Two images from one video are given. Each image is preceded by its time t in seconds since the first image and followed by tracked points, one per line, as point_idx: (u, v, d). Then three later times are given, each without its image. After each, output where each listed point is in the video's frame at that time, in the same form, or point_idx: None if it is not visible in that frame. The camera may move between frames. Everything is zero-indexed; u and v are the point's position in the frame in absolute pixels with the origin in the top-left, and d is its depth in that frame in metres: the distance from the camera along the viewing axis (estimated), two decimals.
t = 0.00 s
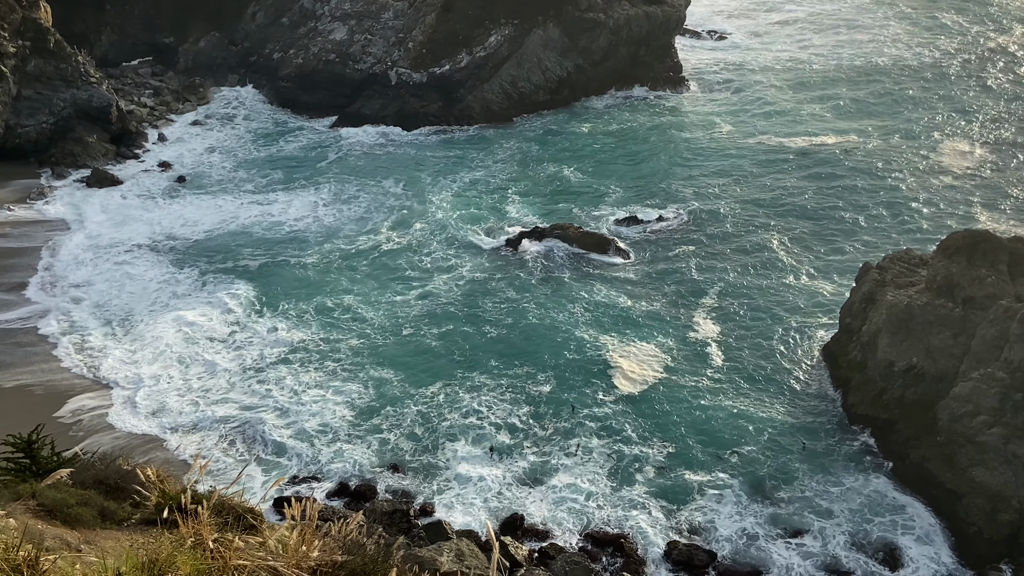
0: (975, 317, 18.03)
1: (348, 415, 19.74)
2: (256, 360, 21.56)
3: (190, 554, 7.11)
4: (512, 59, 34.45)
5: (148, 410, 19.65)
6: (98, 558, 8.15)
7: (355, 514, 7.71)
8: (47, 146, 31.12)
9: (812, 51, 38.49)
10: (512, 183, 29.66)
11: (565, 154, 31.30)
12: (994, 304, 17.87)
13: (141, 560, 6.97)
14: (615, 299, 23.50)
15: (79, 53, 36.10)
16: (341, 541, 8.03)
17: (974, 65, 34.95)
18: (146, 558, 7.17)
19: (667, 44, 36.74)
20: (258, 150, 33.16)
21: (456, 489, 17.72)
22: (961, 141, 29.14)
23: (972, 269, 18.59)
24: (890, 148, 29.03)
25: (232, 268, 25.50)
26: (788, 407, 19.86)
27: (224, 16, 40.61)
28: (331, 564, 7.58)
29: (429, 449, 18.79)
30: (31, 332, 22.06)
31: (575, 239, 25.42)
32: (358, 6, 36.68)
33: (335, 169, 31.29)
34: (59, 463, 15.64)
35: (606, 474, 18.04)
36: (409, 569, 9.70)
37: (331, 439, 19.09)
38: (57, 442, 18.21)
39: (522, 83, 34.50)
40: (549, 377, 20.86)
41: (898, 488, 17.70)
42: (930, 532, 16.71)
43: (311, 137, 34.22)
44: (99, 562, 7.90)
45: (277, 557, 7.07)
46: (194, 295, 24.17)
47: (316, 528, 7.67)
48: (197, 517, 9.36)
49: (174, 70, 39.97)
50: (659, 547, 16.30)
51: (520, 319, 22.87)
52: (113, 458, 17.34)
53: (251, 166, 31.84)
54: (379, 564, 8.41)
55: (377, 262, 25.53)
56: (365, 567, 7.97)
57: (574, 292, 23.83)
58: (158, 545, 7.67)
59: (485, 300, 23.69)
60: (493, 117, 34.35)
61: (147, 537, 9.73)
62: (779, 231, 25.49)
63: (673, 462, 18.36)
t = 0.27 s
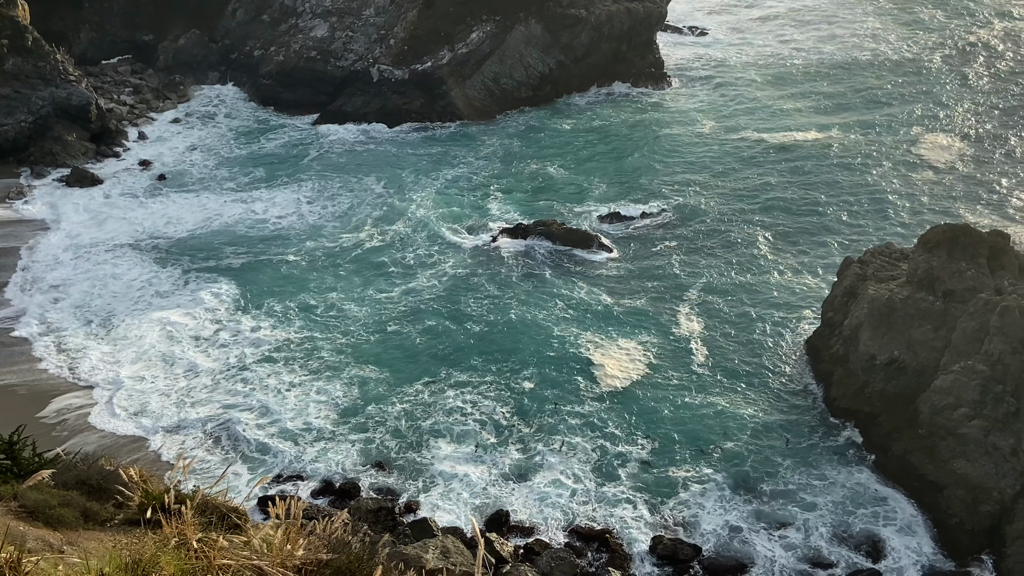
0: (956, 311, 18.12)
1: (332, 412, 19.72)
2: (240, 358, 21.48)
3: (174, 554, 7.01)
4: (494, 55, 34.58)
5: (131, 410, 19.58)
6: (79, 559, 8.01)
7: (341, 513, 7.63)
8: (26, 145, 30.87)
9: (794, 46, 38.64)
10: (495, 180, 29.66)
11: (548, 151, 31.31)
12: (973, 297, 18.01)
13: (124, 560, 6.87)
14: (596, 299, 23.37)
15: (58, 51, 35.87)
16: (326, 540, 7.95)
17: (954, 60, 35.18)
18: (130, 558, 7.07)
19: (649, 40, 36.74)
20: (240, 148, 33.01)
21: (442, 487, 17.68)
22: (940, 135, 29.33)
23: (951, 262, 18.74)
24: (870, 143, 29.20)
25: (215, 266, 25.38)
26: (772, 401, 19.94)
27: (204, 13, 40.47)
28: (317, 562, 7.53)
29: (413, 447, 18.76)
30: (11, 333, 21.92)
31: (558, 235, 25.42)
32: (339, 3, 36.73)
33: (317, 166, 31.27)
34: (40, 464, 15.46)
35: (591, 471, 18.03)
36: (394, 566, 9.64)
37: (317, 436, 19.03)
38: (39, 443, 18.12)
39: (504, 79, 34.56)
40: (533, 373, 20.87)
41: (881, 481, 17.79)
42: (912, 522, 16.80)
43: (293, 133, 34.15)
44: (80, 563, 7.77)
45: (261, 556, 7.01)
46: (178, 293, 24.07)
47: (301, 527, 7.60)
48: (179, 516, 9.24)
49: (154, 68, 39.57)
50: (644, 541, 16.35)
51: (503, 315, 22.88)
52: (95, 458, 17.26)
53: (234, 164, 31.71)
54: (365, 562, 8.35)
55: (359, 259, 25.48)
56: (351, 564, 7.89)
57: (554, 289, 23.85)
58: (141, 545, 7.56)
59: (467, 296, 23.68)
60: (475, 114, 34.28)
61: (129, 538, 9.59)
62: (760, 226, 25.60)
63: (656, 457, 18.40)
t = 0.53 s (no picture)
0: (935, 305, 18.27)
1: (314, 412, 19.66)
2: (221, 359, 21.37)
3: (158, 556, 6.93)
4: (474, 54, 34.45)
5: (111, 411, 19.50)
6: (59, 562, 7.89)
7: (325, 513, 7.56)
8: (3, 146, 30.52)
9: (774, 43, 38.80)
10: (475, 178, 29.65)
11: (528, 149, 31.31)
12: (952, 291, 18.15)
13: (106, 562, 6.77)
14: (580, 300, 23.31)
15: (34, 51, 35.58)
16: (310, 541, 7.87)
17: (932, 56, 35.44)
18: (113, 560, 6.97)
19: (629, 37, 36.83)
20: (220, 148, 32.84)
21: (426, 486, 17.65)
22: (917, 132, 29.53)
23: (930, 257, 18.89)
24: (848, 139, 29.38)
25: (196, 267, 25.24)
26: (752, 398, 20.01)
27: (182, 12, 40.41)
28: (300, 563, 7.46)
29: (397, 446, 18.71)
30: None
31: (540, 233, 25.45)
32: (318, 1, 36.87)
33: (298, 165, 31.20)
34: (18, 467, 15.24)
35: (574, 470, 18.00)
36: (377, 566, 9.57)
37: (300, 437, 18.95)
38: (17, 446, 18.03)
39: (485, 78, 34.44)
40: (515, 371, 20.88)
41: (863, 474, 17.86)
42: (893, 515, 16.87)
43: (273, 132, 34.04)
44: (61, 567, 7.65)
45: (245, 558, 6.94)
46: (159, 293, 23.98)
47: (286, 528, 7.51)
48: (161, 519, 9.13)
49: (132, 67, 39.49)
50: (628, 537, 16.38)
51: (483, 313, 22.89)
52: (75, 460, 17.15)
53: (215, 164, 31.54)
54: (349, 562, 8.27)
55: (340, 259, 25.42)
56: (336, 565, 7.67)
57: (534, 288, 23.84)
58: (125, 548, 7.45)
59: (448, 295, 23.65)
60: (456, 112, 34.09)
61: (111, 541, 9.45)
62: (739, 223, 25.70)
63: (640, 454, 18.45)
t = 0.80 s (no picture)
0: (913, 302, 18.40)
1: (292, 415, 19.59)
2: (201, 363, 21.23)
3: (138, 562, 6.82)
4: (453, 55, 34.46)
5: (90, 417, 19.36)
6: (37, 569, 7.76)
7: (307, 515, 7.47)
8: None
9: (752, 42, 39.03)
10: (455, 179, 29.64)
11: (508, 150, 31.35)
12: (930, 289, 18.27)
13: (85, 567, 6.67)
14: (561, 301, 23.29)
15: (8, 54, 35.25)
16: (292, 543, 7.78)
17: (907, 54, 35.78)
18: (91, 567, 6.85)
19: (607, 38, 37.07)
20: (198, 150, 32.68)
21: (408, 488, 17.63)
22: (892, 130, 29.79)
23: (908, 254, 19.02)
24: (824, 138, 29.62)
25: (176, 270, 25.08)
26: (732, 397, 20.06)
27: (159, 14, 40.11)
28: (283, 566, 7.29)
29: (378, 448, 18.66)
30: None
31: (520, 233, 25.54)
32: (296, 4, 36.95)
33: (276, 167, 31.09)
34: None
35: (555, 470, 18.01)
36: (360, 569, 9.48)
37: (280, 441, 18.84)
38: None
39: (464, 79, 34.46)
40: (494, 372, 20.88)
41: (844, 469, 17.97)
42: (873, 510, 16.99)
43: (252, 134, 33.94)
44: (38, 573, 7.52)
45: (226, 563, 6.86)
46: (139, 296, 23.83)
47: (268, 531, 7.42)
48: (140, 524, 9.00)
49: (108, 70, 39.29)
50: (611, 536, 16.42)
51: (462, 314, 22.90)
52: (53, 466, 17.03)
53: (194, 166, 31.36)
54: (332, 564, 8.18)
55: (320, 261, 25.35)
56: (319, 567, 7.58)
57: (514, 290, 23.82)
58: (105, 553, 7.35)
59: (427, 297, 23.63)
60: (436, 113, 34.20)
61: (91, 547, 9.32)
62: (716, 222, 25.83)
63: (622, 453, 18.50)
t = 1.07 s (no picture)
0: (888, 302, 18.57)
1: (268, 421, 19.47)
2: (177, 370, 21.06)
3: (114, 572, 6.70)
4: (431, 58, 34.40)
5: (63, 427, 19.14)
6: None
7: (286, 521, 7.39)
8: None
9: (726, 44, 39.29)
10: (433, 183, 29.64)
11: (486, 153, 31.38)
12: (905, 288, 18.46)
13: None
14: (540, 303, 23.35)
15: None
16: (270, 551, 7.69)
17: (878, 56, 36.17)
18: None
19: (584, 41, 37.07)
20: (174, 155, 32.47)
21: (387, 492, 17.57)
22: (863, 130, 30.11)
23: (883, 255, 19.20)
24: (796, 140, 29.87)
25: (153, 277, 24.89)
26: (710, 398, 20.14)
27: (132, 19, 39.87)
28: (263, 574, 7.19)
29: (356, 453, 18.60)
30: None
31: (498, 237, 25.55)
32: (271, 7, 36.63)
33: (253, 171, 30.94)
34: None
35: (534, 472, 18.01)
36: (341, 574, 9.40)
37: (258, 448, 18.72)
38: None
39: (441, 82, 34.42)
40: (470, 376, 20.88)
41: (822, 468, 18.09)
42: (851, 508, 17.10)
43: (228, 139, 33.79)
44: None
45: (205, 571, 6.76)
46: (115, 303, 23.65)
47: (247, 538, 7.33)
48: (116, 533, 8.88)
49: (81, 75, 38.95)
50: (592, 538, 16.44)
51: (439, 318, 22.88)
52: (27, 477, 16.83)
53: (172, 172, 31.15)
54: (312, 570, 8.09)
55: (298, 266, 25.24)
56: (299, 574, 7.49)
57: (492, 294, 23.81)
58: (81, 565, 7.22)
59: (404, 301, 23.60)
60: (412, 117, 34.30)
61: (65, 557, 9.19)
62: (691, 224, 25.99)
63: (601, 455, 18.53)
